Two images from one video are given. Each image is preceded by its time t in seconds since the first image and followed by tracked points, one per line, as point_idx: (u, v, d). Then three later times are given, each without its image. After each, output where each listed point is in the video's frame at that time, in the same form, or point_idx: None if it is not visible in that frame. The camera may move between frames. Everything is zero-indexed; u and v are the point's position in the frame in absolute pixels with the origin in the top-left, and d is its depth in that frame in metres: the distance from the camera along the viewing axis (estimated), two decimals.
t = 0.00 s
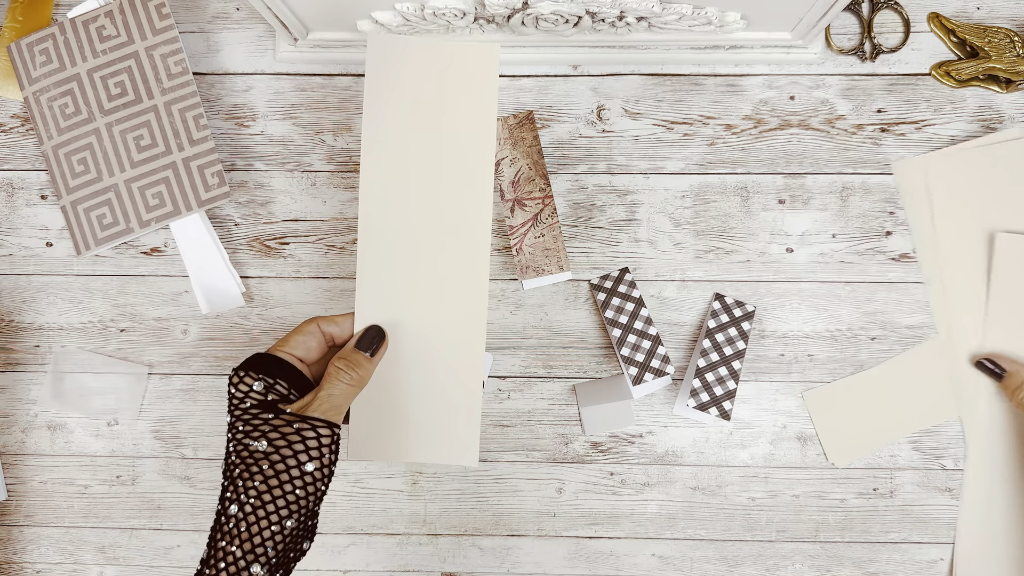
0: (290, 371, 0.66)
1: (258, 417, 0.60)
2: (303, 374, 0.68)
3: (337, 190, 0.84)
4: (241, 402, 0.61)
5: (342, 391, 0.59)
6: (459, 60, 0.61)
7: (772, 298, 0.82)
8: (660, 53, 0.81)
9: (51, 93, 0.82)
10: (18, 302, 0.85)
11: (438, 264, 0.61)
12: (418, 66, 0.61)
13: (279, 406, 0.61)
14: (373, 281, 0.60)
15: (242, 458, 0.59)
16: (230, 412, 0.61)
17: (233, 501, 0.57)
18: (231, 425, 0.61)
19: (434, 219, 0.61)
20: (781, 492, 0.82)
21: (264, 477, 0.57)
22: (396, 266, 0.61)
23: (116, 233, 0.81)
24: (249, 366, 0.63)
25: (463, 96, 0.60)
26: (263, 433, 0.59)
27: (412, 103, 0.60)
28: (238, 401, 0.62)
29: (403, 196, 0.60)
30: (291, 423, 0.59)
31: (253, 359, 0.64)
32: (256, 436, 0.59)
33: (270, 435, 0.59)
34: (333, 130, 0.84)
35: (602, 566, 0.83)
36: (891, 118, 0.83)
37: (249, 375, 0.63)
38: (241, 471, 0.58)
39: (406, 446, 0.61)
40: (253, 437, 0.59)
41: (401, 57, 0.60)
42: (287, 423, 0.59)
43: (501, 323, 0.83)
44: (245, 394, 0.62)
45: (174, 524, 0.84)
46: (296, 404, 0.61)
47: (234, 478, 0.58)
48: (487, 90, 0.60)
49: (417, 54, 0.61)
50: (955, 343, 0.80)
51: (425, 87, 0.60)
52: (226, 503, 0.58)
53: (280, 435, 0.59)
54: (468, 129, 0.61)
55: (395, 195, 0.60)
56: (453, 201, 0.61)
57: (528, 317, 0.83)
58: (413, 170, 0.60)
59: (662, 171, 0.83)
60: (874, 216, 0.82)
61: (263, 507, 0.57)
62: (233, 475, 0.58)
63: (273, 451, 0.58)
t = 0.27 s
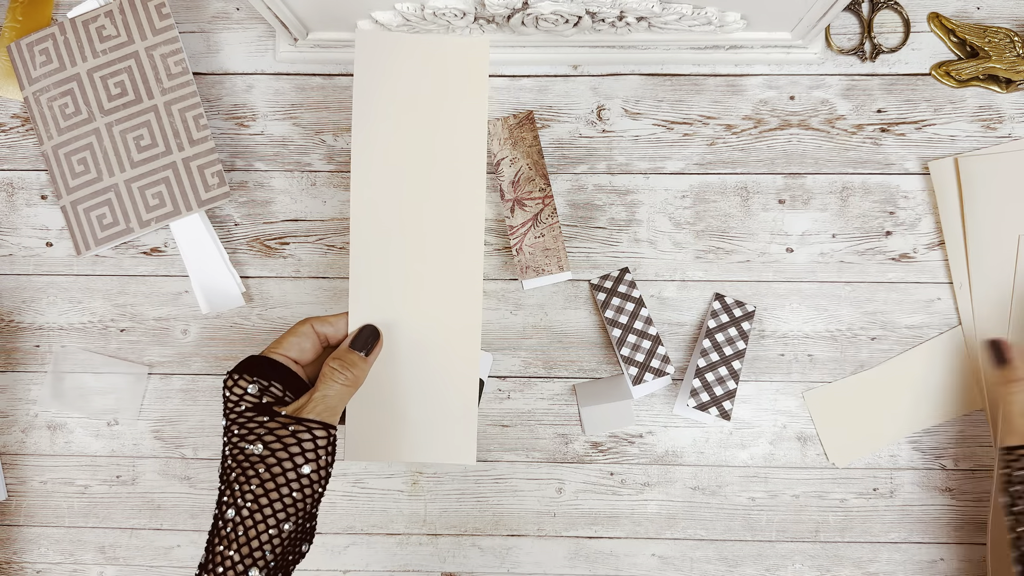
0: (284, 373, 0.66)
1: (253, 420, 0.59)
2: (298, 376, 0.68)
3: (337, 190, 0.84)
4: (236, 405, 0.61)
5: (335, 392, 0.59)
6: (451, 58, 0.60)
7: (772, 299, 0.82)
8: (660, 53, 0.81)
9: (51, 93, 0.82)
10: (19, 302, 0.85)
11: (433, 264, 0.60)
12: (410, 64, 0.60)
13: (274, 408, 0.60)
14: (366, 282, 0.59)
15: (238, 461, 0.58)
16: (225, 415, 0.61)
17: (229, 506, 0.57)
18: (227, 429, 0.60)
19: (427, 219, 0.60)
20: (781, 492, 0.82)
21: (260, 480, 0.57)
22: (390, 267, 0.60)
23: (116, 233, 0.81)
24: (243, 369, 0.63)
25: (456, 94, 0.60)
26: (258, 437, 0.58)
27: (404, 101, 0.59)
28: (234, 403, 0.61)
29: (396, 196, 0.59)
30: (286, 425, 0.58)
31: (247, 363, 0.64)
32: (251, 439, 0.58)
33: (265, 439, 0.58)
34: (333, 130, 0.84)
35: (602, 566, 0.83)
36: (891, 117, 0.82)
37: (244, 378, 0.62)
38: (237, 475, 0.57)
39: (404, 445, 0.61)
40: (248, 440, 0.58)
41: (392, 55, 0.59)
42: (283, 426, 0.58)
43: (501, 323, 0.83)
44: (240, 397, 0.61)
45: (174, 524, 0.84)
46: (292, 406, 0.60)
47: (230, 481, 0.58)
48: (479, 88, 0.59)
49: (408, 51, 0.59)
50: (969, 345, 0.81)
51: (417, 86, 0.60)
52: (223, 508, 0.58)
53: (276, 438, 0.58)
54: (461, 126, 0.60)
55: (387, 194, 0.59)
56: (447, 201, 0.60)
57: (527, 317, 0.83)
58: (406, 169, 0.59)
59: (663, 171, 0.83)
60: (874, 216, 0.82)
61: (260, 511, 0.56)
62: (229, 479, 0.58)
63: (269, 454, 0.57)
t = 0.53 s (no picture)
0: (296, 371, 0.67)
1: (264, 420, 0.61)
2: (308, 374, 0.69)
3: (337, 190, 0.84)
4: (247, 404, 0.62)
5: (347, 390, 0.59)
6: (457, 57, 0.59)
7: (772, 299, 0.82)
8: (659, 53, 0.81)
9: (51, 93, 0.82)
10: (19, 302, 0.85)
11: (441, 263, 0.60)
12: (417, 63, 0.59)
13: (286, 408, 0.62)
14: (374, 281, 0.59)
15: (251, 461, 0.60)
16: (237, 415, 0.62)
17: (244, 505, 0.60)
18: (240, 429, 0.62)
19: (435, 218, 0.60)
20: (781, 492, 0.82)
21: (274, 480, 0.59)
22: (399, 266, 0.60)
23: (116, 233, 0.81)
24: (255, 369, 0.64)
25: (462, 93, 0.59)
26: (270, 438, 0.60)
27: (412, 101, 0.59)
28: (244, 403, 0.63)
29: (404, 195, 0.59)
30: (297, 425, 0.60)
31: (259, 361, 0.65)
32: (264, 440, 0.60)
33: (277, 440, 0.60)
34: (333, 130, 0.84)
35: (602, 566, 0.83)
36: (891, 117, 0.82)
37: (256, 378, 0.64)
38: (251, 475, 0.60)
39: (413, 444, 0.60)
40: (260, 440, 0.60)
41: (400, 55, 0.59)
42: (294, 425, 0.60)
43: (501, 323, 0.83)
44: (252, 397, 0.63)
45: (174, 524, 0.84)
46: (303, 405, 0.62)
47: (244, 481, 0.60)
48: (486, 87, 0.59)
49: (415, 51, 0.59)
50: (970, 345, 0.81)
51: (424, 85, 0.59)
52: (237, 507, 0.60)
53: (288, 438, 0.60)
54: (467, 126, 0.59)
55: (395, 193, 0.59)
56: (455, 199, 0.59)
57: (527, 317, 0.83)
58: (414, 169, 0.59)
59: (662, 171, 0.83)
60: (874, 216, 0.82)
61: (274, 510, 0.59)
62: (243, 478, 0.60)
63: (281, 455, 0.60)
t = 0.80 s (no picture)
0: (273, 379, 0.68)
1: (241, 428, 0.62)
2: (287, 381, 0.70)
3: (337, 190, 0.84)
4: (225, 413, 0.64)
5: (324, 396, 0.60)
6: (432, 59, 0.59)
7: (772, 298, 0.82)
8: (659, 53, 0.81)
9: (51, 93, 0.82)
10: (18, 302, 0.85)
11: (418, 266, 0.59)
12: (392, 66, 0.59)
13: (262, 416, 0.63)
14: (349, 285, 0.59)
15: (228, 469, 0.61)
16: (216, 423, 0.64)
17: (222, 514, 0.61)
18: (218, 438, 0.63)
19: (411, 221, 0.59)
20: (781, 492, 0.82)
21: (250, 488, 0.60)
22: (374, 269, 0.59)
23: (116, 233, 0.81)
24: (232, 377, 0.66)
25: (438, 95, 0.59)
26: (247, 446, 0.61)
27: (385, 102, 0.59)
28: (222, 412, 0.64)
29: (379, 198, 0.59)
30: (274, 432, 0.61)
31: (237, 371, 0.67)
32: (240, 448, 0.62)
33: (254, 447, 0.61)
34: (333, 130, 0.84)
35: (602, 566, 0.83)
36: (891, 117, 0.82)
37: (232, 387, 0.65)
38: (228, 483, 0.61)
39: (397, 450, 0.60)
40: (237, 448, 0.62)
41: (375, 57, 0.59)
42: (271, 433, 0.61)
43: (501, 323, 0.83)
44: (228, 406, 0.64)
45: (174, 524, 0.84)
46: (280, 413, 0.63)
47: (221, 489, 0.61)
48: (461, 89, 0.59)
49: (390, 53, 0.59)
50: (970, 345, 0.81)
51: (400, 86, 0.59)
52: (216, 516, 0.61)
53: (265, 445, 0.61)
54: (442, 128, 0.59)
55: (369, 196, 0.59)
56: (430, 202, 0.59)
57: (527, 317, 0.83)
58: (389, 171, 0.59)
59: (662, 171, 0.83)
60: (874, 216, 0.82)
61: (253, 518, 0.60)
62: (221, 486, 0.61)
63: (257, 462, 0.61)
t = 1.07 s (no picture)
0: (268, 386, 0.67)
1: (237, 437, 0.63)
2: (282, 388, 0.69)
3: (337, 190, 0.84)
4: (220, 421, 0.64)
5: (320, 404, 0.61)
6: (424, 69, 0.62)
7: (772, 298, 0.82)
8: (660, 53, 0.81)
9: (51, 93, 0.82)
10: (18, 302, 0.85)
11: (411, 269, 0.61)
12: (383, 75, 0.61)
13: (257, 424, 0.63)
14: (343, 293, 0.60)
15: (224, 478, 0.62)
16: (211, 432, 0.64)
17: (219, 523, 0.62)
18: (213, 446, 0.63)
19: (404, 230, 0.61)
20: (781, 492, 0.82)
21: (246, 497, 0.61)
22: (368, 277, 0.61)
23: (116, 233, 0.81)
24: (226, 386, 0.65)
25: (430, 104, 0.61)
26: (243, 455, 0.62)
27: (380, 114, 0.61)
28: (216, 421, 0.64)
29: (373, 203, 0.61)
30: (270, 441, 0.62)
31: (232, 378, 0.66)
32: (237, 457, 0.62)
33: (250, 456, 0.62)
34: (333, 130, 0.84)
35: (602, 566, 0.83)
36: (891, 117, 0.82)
37: (227, 395, 0.65)
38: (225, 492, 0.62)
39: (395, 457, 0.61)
40: (233, 457, 0.62)
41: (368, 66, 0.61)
42: (267, 441, 0.62)
43: (501, 323, 0.83)
44: (223, 415, 0.64)
45: (174, 524, 0.84)
46: (275, 421, 0.63)
47: (218, 498, 0.62)
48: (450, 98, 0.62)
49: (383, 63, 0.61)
50: (970, 345, 0.81)
51: (394, 99, 0.61)
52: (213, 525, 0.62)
53: (261, 454, 0.62)
54: (436, 139, 0.61)
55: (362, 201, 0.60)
56: (422, 209, 0.61)
57: (527, 317, 0.83)
58: (379, 177, 0.61)
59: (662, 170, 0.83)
60: (874, 216, 0.82)
61: (248, 526, 0.61)
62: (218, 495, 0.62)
63: (254, 471, 0.62)
